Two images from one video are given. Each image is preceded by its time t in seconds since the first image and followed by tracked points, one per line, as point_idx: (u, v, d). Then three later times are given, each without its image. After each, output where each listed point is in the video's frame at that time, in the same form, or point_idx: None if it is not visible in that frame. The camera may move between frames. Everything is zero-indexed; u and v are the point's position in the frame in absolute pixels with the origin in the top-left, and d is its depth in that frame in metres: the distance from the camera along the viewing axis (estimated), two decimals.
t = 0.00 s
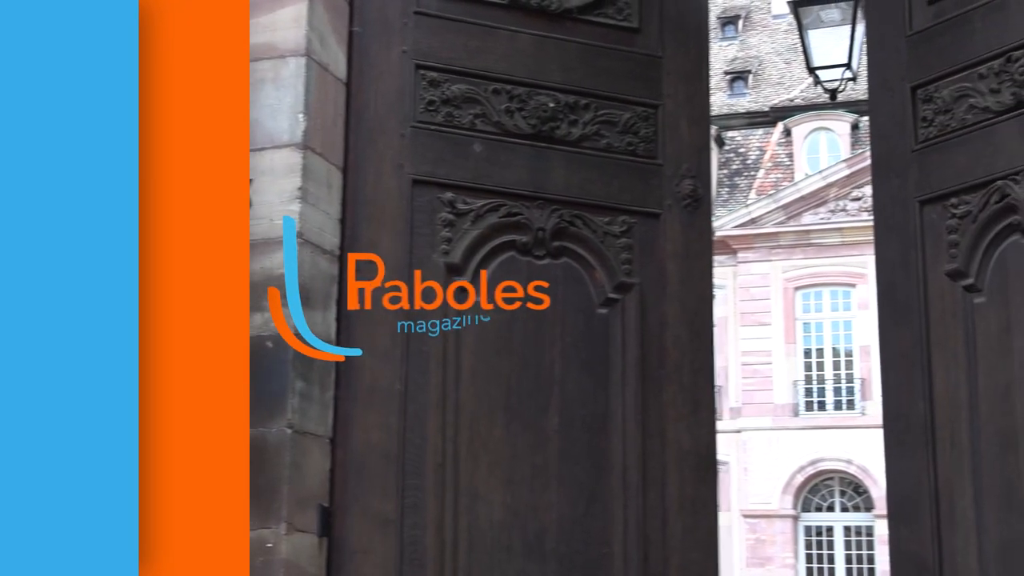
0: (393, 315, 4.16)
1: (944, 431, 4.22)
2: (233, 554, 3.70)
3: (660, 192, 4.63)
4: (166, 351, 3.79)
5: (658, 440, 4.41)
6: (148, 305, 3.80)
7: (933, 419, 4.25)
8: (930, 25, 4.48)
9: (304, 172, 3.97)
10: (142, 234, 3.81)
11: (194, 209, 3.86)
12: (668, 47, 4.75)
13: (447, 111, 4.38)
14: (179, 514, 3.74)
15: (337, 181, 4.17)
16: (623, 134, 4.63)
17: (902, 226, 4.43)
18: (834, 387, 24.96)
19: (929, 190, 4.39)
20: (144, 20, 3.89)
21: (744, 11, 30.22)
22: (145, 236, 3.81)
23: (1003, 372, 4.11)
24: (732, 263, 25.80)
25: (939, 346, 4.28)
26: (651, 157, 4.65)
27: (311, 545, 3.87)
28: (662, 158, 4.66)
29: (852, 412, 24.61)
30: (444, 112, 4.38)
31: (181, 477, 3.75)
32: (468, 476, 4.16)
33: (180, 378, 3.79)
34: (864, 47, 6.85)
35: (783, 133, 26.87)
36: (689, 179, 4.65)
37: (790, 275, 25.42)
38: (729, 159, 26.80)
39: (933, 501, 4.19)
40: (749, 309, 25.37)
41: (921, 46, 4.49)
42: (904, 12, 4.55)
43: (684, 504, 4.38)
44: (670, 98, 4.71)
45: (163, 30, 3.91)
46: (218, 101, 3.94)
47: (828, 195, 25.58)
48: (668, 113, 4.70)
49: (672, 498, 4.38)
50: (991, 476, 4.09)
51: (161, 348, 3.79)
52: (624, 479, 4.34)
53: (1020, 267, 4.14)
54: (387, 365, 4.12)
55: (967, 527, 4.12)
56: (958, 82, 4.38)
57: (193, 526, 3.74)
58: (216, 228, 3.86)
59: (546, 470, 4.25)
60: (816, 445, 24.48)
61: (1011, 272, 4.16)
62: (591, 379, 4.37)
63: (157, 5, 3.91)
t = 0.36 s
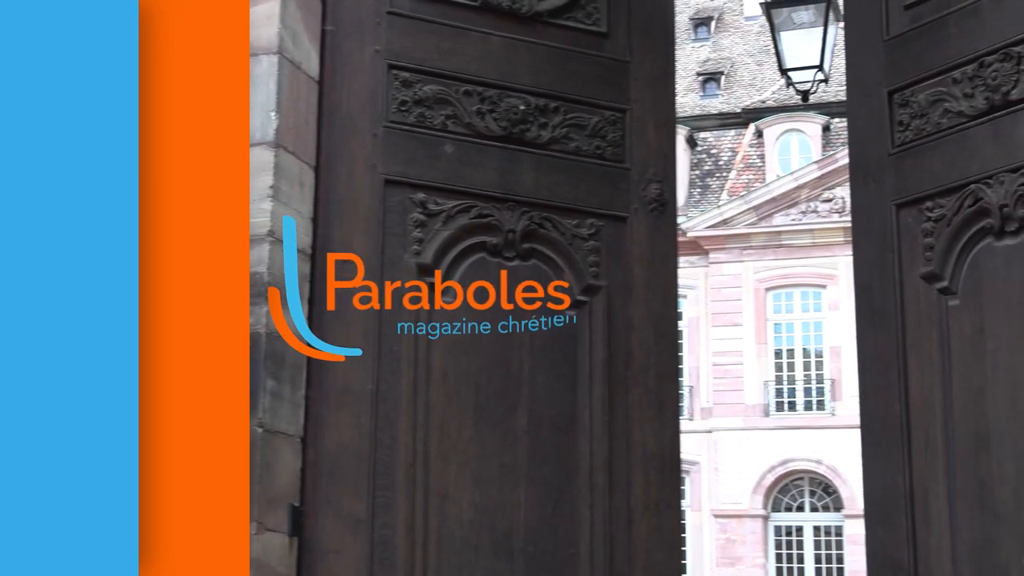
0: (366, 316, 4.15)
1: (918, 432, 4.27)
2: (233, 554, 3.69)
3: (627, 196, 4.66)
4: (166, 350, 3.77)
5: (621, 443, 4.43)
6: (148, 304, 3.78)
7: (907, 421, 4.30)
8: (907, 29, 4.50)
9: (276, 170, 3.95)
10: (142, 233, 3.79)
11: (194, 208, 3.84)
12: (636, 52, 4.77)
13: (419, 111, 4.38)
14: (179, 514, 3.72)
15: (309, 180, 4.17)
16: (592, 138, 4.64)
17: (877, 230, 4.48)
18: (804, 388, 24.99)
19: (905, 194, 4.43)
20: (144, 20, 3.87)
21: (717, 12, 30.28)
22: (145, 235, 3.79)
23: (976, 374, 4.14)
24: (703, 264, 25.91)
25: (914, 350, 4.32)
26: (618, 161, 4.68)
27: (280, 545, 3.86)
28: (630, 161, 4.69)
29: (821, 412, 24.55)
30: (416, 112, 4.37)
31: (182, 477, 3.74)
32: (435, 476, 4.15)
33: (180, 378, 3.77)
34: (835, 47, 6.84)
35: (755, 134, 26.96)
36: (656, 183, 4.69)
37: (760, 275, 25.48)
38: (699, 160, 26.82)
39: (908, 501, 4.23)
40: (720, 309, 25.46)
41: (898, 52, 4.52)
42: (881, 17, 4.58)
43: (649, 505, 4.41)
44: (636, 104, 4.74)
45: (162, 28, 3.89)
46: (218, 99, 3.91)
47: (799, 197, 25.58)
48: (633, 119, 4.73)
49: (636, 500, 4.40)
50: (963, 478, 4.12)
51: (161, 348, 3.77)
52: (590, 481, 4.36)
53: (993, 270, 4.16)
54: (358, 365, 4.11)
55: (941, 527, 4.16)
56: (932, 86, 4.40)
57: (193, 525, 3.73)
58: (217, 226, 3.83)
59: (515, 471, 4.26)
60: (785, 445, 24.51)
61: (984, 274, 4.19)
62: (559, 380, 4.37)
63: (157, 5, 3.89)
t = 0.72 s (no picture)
0: (329, 315, 4.14)
1: (884, 435, 4.31)
2: (235, 553, 3.84)
3: (585, 199, 4.69)
4: (166, 350, 3.81)
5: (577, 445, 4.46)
6: (148, 304, 3.81)
7: (873, 422, 4.34)
8: (873, 35, 4.56)
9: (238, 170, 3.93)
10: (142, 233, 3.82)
11: (194, 209, 3.88)
12: (593, 58, 4.81)
13: (382, 112, 4.37)
14: (179, 513, 3.78)
15: (272, 179, 4.16)
16: (550, 142, 4.67)
17: (846, 234, 4.52)
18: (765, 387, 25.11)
19: (872, 198, 4.47)
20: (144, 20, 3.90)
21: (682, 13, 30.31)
22: (145, 236, 3.82)
23: (940, 376, 4.18)
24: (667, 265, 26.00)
25: (880, 353, 4.37)
26: (576, 165, 4.71)
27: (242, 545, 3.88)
28: (587, 166, 4.72)
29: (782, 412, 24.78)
30: (378, 113, 4.36)
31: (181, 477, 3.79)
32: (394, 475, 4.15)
33: (180, 377, 3.82)
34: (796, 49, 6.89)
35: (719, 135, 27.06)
36: (611, 188, 4.71)
37: (722, 275, 25.64)
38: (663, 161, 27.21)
39: (873, 501, 4.29)
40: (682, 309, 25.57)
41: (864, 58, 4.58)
42: (850, 22, 4.64)
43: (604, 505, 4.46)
44: (594, 108, 4.78)
45: (162, 29, 3.92)
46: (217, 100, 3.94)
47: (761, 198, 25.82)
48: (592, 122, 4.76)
49: (591, 501, 4.45)
50: (926, 479, 4.17)
51: (160, 348, 3.81)
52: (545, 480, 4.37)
53: (956, 274, 4.20)
54: (319, 366, 4.10)
55: (905, 528, 4.20)
56: (899, 91, 4.45)
57: (193, 525, 3.79)
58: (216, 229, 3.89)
59: (474, 470, 4.27)
60: (745, 445, 24.60)
61: (948, 278, 4.22)
62: (516, 382, 4.39)
63: (157, 5, 3.92)
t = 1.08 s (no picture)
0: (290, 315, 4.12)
1: (852, 434, 4.37)
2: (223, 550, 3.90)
3: (543, 203, 4.72)
4: (166, 358, 3.96)
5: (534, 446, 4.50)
6: (149, 298, 3.97)
7: (841, 422, 4.40)
8: (842, 40, 4.60)
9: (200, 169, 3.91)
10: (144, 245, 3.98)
11: (193, 222, 4.03)
12: (550, 64, 4.84)
13: (345, 112, 4.35)
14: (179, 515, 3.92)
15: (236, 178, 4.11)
16: (508, 145, 4.69)
17: (815, 236, 4.58)
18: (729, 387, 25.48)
19: (841, 201, 4.52)
20: (144, 21, 4.07)
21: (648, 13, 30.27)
22: (146, 232, 3.98)
23: (905, 378, 4.22)
24: (632, 265, 26.04)
25: (849, 355, 4.42)
26: (533, 169, 4.74)
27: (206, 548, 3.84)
28: (544, 170, 4.75)
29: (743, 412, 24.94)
30: (342, 113, 4.34)
31: (181, 480, 3.94)
32: (356, 476, 4.15)
33: (180, 372, 3.97)
34: (759, 51, 6.75)
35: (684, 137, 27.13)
36: (569, 193, 4.76)
37: (685, 275, 25.63)
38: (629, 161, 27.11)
39: (841, 502, 4.35)
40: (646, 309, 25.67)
41: (833, 63, 4.62)
42: (819, 27, 4.69)
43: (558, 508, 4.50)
44: (550, 114, 4.81)
45: (162, 29, 4.09)
46: (215, 115, 4.12)
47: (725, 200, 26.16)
48: (551, 125, 4.79)
49: (546, 502, 4.48)
50: (893, 480, 4.21)
51: (161, 341, 3.96)
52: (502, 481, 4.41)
53: (921, 277, 4.23)
54: (282, 366, 4.09)
55: (872, 529, 4.26)
56: (867, 96, 4.49)
57: (192, 526, 3.94)
58: (215, 239, 4.05)
59: (433, 471, 4.30)
60: (708, 445, 24.70)
61: (913, 281, 4.25)
62: (477, 382, 4.43)
63: (157, 6, 4.09)
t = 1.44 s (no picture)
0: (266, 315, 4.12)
1: (834, 436, 4.40)
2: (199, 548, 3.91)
3: (511, 206, 4.74)
4: (166, 356, 4.04)
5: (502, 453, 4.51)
6: (149, 296, 4.05)
7: (823, 424, 4.43)
8: (824, 44, 4.65)
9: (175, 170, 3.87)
10: (145, 248, 4.07)
11: (193, 223, 4.10)
12: (518, 68, 4.86)
13: (321, 112, 4.34)
14: (178, 513, 4.00)
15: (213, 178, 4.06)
16: (479, 149, 4.71)
17: (799, 239, 4.62)
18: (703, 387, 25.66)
19: (823, 204, 4.56)
20: (144, 21, 4.18)
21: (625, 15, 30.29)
22: (146, 230, 4.07)
23: (885, 379, 4.25)
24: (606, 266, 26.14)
25: (830, 358, 4.45)
26: (501, 173, 4.76)
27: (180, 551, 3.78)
28: (512, 174, 4.77)
29: (720, 413, 25.04)
30: (318, 113, 4.33)
31: (181, 478, 4.01)
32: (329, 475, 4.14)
33: (180, 370, 4.04)
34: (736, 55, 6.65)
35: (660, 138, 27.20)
36: (535, 197, 4.77)
37: (661, 275, 25.65)
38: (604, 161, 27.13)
39: (823, 503, 4.37)
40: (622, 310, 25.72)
41: (817, 66, 4.67)
42: (803, 32, 4.73)
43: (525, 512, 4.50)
44: (518, 118, 4.84)
45: (163, 29, 4.19)
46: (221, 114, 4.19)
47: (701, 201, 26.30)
48: (519, 129, 4.82)
49: (512, 503, 4.47)
50: (874, 481, 4.23)
51: (161, 338, 4.05)
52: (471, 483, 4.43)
53: (900, 278, 4.26)
54: (258, 365, 4.09)
55: (852, 529, 4.28)
56: (849, 100, 4.53)
57: (191, 523, 4.00)
58: (214, 240, 4.11)
59: (403, 472, 4.30)
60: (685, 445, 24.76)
61: (893, 282, 4.28)
62: (444, 383, 4.45)
63: (158, 6, 4.20)
